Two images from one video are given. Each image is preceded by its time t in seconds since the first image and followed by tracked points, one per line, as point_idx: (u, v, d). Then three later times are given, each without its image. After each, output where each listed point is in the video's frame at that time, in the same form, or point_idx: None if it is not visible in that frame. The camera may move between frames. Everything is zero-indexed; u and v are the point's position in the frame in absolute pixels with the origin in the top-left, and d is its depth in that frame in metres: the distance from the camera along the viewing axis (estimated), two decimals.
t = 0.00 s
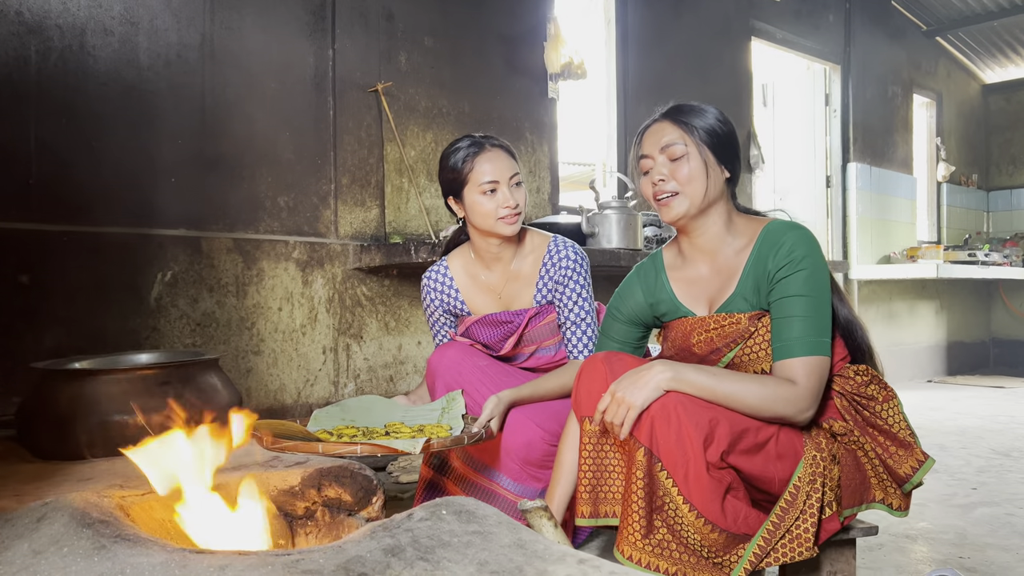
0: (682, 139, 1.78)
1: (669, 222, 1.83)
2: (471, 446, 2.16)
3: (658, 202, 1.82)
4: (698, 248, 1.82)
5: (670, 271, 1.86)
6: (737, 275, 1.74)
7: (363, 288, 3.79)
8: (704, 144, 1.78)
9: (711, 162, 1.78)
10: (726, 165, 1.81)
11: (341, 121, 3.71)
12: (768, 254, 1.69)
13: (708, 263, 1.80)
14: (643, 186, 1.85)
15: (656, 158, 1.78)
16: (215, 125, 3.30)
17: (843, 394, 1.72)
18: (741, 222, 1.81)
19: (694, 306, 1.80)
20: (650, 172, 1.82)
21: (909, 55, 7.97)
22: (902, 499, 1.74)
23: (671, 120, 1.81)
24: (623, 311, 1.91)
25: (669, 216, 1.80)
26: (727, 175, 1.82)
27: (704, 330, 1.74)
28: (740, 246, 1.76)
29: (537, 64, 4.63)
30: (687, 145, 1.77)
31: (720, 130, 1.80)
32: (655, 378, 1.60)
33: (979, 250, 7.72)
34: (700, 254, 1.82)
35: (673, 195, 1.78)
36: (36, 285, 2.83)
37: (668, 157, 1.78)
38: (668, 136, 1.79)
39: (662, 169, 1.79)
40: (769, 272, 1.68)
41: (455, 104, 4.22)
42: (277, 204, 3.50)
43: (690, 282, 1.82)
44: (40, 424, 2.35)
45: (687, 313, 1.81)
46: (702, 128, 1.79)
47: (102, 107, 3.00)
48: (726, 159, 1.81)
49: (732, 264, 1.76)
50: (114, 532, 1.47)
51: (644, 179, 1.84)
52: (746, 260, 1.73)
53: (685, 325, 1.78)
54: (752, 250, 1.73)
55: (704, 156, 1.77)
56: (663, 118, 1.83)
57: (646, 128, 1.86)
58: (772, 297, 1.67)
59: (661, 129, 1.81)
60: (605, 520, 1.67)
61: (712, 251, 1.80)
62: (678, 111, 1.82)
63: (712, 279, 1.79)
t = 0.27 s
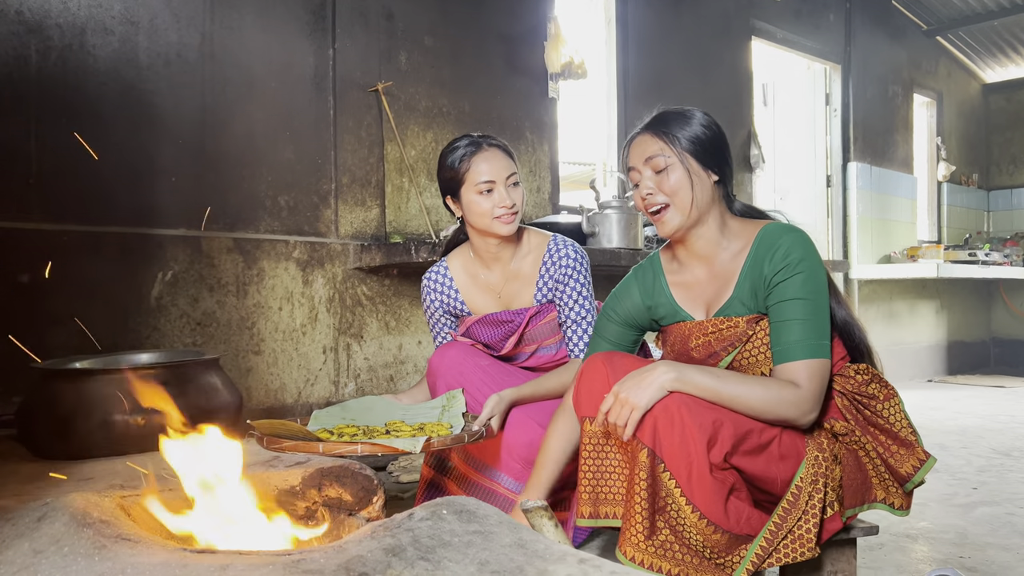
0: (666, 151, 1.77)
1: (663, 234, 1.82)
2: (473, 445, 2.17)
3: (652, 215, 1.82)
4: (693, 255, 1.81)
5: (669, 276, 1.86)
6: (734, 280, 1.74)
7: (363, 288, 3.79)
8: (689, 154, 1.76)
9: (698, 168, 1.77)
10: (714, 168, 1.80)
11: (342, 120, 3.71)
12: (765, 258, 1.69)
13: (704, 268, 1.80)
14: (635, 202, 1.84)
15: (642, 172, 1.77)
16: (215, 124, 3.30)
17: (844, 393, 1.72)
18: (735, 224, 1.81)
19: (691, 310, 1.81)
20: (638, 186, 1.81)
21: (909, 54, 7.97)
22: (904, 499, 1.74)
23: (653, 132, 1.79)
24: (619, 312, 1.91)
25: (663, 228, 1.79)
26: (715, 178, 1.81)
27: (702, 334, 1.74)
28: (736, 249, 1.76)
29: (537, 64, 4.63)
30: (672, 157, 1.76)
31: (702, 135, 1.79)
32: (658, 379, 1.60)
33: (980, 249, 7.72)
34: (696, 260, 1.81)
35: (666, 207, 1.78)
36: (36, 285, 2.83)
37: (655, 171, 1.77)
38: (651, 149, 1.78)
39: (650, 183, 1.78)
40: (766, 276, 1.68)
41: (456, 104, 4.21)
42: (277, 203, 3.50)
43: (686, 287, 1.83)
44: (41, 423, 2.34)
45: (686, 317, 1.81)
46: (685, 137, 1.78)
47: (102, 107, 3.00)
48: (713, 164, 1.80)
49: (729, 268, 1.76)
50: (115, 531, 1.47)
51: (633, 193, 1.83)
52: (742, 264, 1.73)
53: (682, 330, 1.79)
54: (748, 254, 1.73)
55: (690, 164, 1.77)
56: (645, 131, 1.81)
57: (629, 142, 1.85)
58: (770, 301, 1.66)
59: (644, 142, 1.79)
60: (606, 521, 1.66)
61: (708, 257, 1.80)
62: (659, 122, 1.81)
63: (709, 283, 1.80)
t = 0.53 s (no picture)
0: (657, 156, 1.75)
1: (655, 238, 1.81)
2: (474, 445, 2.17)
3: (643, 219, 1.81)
4: (685, 258, 1.81)
5: (664, 279, 1.85)
6: (729, 280, 1.74)
7: (363, 288, 3.79)
8: (681, 159, 1.76)
9: (689, 173, 1.77)
10: (705, 172, 1.79)
11: (342, 120, 3.71)
12: (758, 257, 1.69)
13: (697, 270, 1.80)
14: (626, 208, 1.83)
15: (634, 178, 1.76)
16: (216, 124, 3.30)
17: (846, 390, 1.71)
18: (727, 226, 1.81)
19: (687, 313, 1.81)
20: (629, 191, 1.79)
21: (909, 54, 7.97)
22: (907, 496, 1.74)
23: (644, 138, 1.78)
24: (615, 313, 1.88)
25: (655, 234, 1.78)
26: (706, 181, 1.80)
27: (699, 337, 1.75)
28: (730, 251, 1.76)
29: (538, 63, 4.63)
30: (664, 163, 1.75)
31: (692, 138, 1.78)
32: (661, 381, 1.59)
33: (980, 249, 7.71)
34: (689, 263, 1.81)
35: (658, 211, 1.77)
36: (37, 285, 2.83)
37: (647, 177, 1.76)
38: (642, 155, 1.77)
39: (642, 190, 1.76)
40: (760, 276, 1.68)
41: (456, 103, 4.21)
42: (277, 203, 3.50)
43: (680, 288, 1.82)
44: (41, 424, 2.34)
45: (682, 321, 1.81)
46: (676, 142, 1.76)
47: (103, 107, 2.99)
48: (704, 168, 1.79)
49: (724, 269, 1.76)
50: (115, 531, 1.47)
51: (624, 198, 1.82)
52: (737, 265, 1.74)
53: (679, 334, 1.79)
54: (741, 254, 1.73)
55: (681, 168, 1.76)
56: (636, 136, 1.80)
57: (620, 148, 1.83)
58: (766, 301, 1.67)
59: (636, 148, 1.78)
60: (607, 524, 1.68)
61: (701, 259, 1.80)
62: (651, 128, 1.79)
63: (703, 285, 1.80)
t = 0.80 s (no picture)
0: (645, 162, 1.76)
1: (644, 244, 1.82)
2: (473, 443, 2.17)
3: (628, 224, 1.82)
4: (677, 262, 1.82)
5: (658, 283, 1.86)
6: (723, 282, 1.75)
7: (363, 287, 3.79)
8: (668, 164, 1.77)
9: (675, 178, 1.78)
10: (691, 177, 1.81)
11: (342, 120, 3.71)
12: (750, 256, 1.71)
13: (690, 273, 1.81)
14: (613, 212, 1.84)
15: (621, 185, 1.77)
16: (216, 124, 3.30)
17: (848, 387, 1.71)
18: (716, 228, 1.83)
19: (684, 313, 1.81)
20: (616, 198, 1.80)
21: (910, 53, 7.96)
22: (911, 493, 1.73)
23: (631, 144, 1.79)
24: (610, 318, 1.89)
25: (642, 238, 1.79)
26: (692, 186, 1.81)
27: (697, 337, 1.74)
28: (721, 254, 1.78)
29: (538, 63, 4.63)
30: (651, 169, 1.76)
31: (677, 143, 1.79)
32: (668, 386, 1.58)
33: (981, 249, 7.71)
34: (681, 266, 1.82)
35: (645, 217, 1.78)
36: (37, 285, 2.83)
37: (635, 184, 1.77)
38: (630, 160, 1.78)
39: (630, 196, 1.77)
40: (754, 274, 1.69)
41: (456, 103, 4.21)
42: (278, 203, 3.50)
43: (675, 292, 1.83)
44: (42, 424, 2.34)
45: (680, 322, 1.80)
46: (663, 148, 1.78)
47: (103, 106, 3.00)
48: (691, 173, 1.81)
49: (718, 270, 1.77)
50: (115, 531, 1.47)
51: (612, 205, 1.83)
52: (730, 264, 1.75)
53: (677, 336, 1.79)
54: (734, 254, 1.75)
55: (668, 173, 1.77)
56: (623, 143, 1.81)
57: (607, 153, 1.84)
58: (761, 299, 1.67)
59: (622, 155, 1.79)
60: (616, 529, 1.66)
61: (692, 262, 1.81)
62: (637, 134, 1.80)
63: (696, 288, 1.80)
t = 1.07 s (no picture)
0: (629, 170, 1.78)
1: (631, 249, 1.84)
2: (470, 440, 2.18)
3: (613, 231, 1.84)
4: (667, 264, 1.83)
5: (651, 288, 1.86)
6: (716, 282, 1.77)
7: (363, 287, 3.79)
8: (650, 169, 1.79)
9: (659, 185, 1.80)
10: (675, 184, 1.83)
11: (342, 119, 3.71)
12: (740, 248, 1.73)
13: (681, 276, 1.82)
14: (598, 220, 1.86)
15: (606, 192, 1.78)
16: (217, 124, 3.30)
17: (852, 380, 1.72)
18: (704, 230, 1.85)
19: (681, 314, 1.82)
20: (601, 206, 1.82)
21: (910, 53, 7.97)
22: (917, 487, 1.74)
23: (613, 151, 1.81)
24: (608, 325, 1.88)
25: (628, 245, 1.81)
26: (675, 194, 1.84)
27: (698, 335, 1.74)
28: (710, 255, 1.80)
29: (538, 62, 4.63)
30: (635, 175, 1.78)
31: (661, 151, 1.81)
32: (676, 392, 1.57)
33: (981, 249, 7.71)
34: (670, 271, 1.83)
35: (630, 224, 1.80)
36: (38, 285, 2.83)
37: (619, 191, 1.79)
38: (614, 169, 1.79)
39: (615, 203, 1.79)
40: (746, 264, 1.71)
41: (456, 103, 4.21)
42: (278, 202, 3.50)
43: (669, 294, 1.83)
44: (42, 424, 2.34)
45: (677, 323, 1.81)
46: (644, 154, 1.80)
47: (104, 106, 3.00)
48: (674, 176, 1.83)
49: (709, 270, 1.79)
50: (116, 531, 1.47)
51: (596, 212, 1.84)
52: (722, 259, 1.77)
53: (678, 337, 1.77)
54: (724, 248, 1.77)
55: (652, 181, 1.79)
56: (604, 150, 1.83)
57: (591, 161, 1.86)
58: (756, 289, 1.69)
59: (605, 164, 1.80)
60: (628, 534, 1.65)
61: (682, 264, 1.82)
62: (617, 141, 1.82)
63: (691, 290, 1.82)
